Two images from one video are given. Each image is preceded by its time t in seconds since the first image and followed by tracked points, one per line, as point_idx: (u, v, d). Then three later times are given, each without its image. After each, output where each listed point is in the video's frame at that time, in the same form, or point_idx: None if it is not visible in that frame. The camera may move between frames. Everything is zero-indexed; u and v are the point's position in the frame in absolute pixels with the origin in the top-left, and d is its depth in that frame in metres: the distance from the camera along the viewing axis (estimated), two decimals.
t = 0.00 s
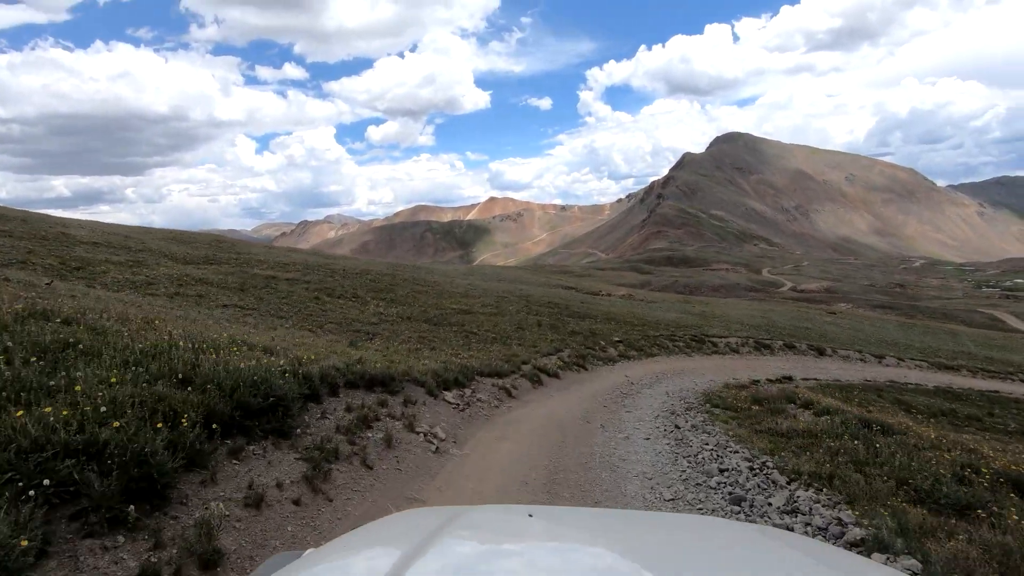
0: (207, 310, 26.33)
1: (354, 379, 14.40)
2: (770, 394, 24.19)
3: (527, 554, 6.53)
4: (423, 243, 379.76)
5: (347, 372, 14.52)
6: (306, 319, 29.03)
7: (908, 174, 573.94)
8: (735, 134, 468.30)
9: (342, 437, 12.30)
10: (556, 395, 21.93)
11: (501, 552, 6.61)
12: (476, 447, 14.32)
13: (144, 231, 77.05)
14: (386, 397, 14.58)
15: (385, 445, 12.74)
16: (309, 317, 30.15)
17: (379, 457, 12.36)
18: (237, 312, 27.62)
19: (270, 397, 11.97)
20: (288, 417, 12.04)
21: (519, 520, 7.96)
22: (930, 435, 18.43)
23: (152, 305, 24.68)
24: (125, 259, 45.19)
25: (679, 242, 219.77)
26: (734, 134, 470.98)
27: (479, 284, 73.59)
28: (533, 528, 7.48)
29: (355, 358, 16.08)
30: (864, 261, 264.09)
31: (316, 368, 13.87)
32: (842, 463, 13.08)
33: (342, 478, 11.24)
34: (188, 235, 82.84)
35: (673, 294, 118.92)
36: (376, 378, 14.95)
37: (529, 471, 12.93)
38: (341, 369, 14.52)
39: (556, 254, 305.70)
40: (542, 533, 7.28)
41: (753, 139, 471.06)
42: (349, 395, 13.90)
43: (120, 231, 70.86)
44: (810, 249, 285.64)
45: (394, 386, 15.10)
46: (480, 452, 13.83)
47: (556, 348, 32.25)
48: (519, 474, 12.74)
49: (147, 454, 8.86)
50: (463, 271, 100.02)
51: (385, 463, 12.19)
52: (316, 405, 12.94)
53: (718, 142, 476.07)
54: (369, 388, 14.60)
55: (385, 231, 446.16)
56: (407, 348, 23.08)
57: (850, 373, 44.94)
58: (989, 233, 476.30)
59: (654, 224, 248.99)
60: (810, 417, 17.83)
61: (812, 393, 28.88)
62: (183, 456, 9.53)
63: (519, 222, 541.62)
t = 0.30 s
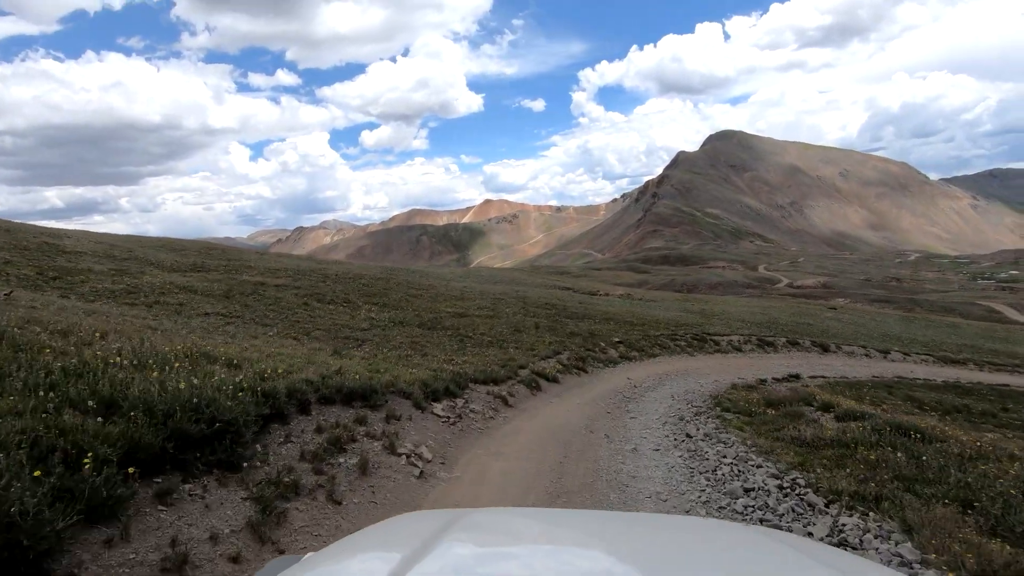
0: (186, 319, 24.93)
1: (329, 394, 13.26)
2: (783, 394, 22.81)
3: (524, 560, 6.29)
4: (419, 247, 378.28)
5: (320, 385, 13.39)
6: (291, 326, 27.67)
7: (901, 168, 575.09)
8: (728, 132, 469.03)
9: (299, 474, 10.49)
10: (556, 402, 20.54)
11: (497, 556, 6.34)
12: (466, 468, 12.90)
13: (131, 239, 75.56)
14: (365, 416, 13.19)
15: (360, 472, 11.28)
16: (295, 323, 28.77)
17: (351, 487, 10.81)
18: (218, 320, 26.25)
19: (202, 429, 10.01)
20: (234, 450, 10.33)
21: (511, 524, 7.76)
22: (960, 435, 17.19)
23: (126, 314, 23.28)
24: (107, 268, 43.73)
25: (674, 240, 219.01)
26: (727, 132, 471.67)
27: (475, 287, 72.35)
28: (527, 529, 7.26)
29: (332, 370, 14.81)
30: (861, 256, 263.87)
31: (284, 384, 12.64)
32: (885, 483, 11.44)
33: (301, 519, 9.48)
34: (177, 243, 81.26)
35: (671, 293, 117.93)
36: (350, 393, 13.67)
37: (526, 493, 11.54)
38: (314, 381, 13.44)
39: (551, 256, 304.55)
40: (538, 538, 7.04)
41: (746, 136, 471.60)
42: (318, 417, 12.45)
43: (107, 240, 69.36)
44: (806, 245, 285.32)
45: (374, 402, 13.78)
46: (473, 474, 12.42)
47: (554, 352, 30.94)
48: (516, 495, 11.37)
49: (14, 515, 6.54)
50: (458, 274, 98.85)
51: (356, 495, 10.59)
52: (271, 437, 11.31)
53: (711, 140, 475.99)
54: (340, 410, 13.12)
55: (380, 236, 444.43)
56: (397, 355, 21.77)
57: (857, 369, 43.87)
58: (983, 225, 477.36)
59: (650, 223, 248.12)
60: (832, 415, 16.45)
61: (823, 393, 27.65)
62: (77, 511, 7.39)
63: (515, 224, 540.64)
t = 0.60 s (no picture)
0: (165, 326, 23.68)
1: (300, 413, 11.90)
2: (796, 395, 21.56)
3: (523, 558, 5.60)
4: (415, 250, 377.22)
5: (292, 403, 12.02)
6: (278, 332, 26.46)
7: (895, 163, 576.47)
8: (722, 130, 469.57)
9: (249, 518, 8.71)
10: (556, 409, 19.26)
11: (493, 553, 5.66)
12: (456, 495, 11.52)
13: (120, 246, 74.28)
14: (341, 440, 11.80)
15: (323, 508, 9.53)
16: (282, 330, 27.54)
17: (314, 529, 9.04)
18: (200, 327, 24.98)
19: (115, 468, 8.12)
20: (162, 492, 8.54)
21: (506, 523, 7.06)
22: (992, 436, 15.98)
23: (99, 322, 22.05)
24: (90, 275, 42.48)
25: (671, 238, 218.19)
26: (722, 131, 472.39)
27: (470, 288, 71.17)
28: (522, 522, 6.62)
29: (306, 383, 13.44)
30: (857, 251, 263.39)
31: (244, 403, 11.19)
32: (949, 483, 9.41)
33: None
34: (169, 250, 79.93)
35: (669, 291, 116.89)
36: (326, 411, 12.35)
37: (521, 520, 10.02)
38: (284, 399, 12.06)
39: (548, 256, 303.57)
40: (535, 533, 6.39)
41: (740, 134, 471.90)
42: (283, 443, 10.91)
43: (94, 247, 68.09)
44: (803, 241, 285.03)
45: (353, 421, 12.43)
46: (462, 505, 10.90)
47: (553, 354, 29.68)
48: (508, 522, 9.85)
49: None
50: (454, 276, 97.55)
51: (320, 538, 8.79)
52: (218, 471, 9.63)
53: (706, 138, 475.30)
54: (310, 433, 11.59)
55: (376, 240, 442.96)
56: (387, 361, 20.48)
57: (863, 367, 42.74)
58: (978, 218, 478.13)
59: (646, 221, 247.24)
60: (856, 417, 15.18)
61: (836, 392, 26.43)
62: None
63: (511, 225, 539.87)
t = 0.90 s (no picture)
0: (137, 336, 22.25)
1: (259, 435, 10.45)
2: (808, 395, 20.36)
3: (513, 556, 5.34)
4: (411, 253, 375.58)
5: (250, 424, 10.62)
6: (260, 339, 25.08)
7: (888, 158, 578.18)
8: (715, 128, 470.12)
9: None
10: (554, 417, 17.95)
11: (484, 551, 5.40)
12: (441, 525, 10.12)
13: (107, 254, 72.80)
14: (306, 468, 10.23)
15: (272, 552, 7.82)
16: (264, 337, 26.15)
17: None
18: (176, 336, 23.58)
19: None
20: (42, 558, 6.26)
21: (502, 521, 6.80)
22: None
23: (65, 332, 20.60)
24: (71, 284, 41.04)
25: (666, 237, 217.59)
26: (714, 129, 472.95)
27: (465, 290, 69.99)
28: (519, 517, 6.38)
29: (271, 400, 12.07)
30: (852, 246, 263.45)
31: (184, 427, 9.65)
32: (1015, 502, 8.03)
33: None
34: (156, 257, 78.26)
35: (666, 290, 116.09)
36: (291, 431, 10.94)
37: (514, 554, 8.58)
38: (239, 420, 10.61)
39: (543, 257, 302.75)
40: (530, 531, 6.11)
41: (734, 132, 472.49)
42: (231, 474, 9.34)
43: (80, 255, 66.58)
44: (798, 238, 285.20)
45: (323, 441, 11.05)
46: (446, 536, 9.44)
47: (550, 357, 28.41)
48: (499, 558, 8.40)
49: None
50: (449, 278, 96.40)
51: None
52: (139, 517, 7.82)
53: (700, 136, 475.72)
54: (265, 461, 10.04)
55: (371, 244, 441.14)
56: (374, 369, 19.15)
57: (869, 363, 41.74)
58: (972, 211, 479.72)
59: (641, 220, 246.63)
60: (880, 420, 13.95)
61: (847, 390, 25.27)
62: None
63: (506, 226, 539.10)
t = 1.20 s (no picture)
0: (109, 347, 20.95)
1: (203, 466, 9.09)
2: (823, 396, 19.20)
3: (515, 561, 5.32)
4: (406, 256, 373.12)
5: (191, 453, 9.27)
6: (242, 348, 23.77)
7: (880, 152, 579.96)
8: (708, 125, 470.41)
9: None
10: (553, 426, 16.72)
11: (484, 556, 5.43)
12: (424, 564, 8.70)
13: (93, 262, 71.16)
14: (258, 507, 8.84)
15: None
16: (247, 345, 24.86)
17: None
18: (151, 346, 22.28)
19: None
20: None
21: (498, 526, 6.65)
22: None
23: (29, 344, 19.25)
24: (50, 293, 39.61)
25: (661, 235, 216.84)
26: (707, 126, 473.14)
27: (460, 291, 68.73)
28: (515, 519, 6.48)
29: (227, 421, 10.79)
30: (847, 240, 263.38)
31: (106, 463, 8.23)
32: None
33: None
34: (143, 264, 76.36)
35: (663, 287, 115.03)
36: (243, 461, 9.57)
37: None
38: (180, 450, 9.27)
39: (538, 258, 301.63)
40: (527, 535, 6.16)
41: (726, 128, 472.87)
42: (159, 520, 7.86)
43: (64, 263, 64.97)
44: (792, 233, 285.09)
45: (284, 470, 9.77)
46: None
47: (548, 360, 27.13)
48: None
49: None
50: (444, 280, 95.14)
51: None
52: None
53: (693, 133, 475.77)
54: (208, 497, 8.64)
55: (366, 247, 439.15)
56: (358, 378, 17.88)
57: (874, 359, 40.72)
58: (964, 204, 481.25)
59: (637, 218, 245.77)
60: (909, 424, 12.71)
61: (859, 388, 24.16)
62: None
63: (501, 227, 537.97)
